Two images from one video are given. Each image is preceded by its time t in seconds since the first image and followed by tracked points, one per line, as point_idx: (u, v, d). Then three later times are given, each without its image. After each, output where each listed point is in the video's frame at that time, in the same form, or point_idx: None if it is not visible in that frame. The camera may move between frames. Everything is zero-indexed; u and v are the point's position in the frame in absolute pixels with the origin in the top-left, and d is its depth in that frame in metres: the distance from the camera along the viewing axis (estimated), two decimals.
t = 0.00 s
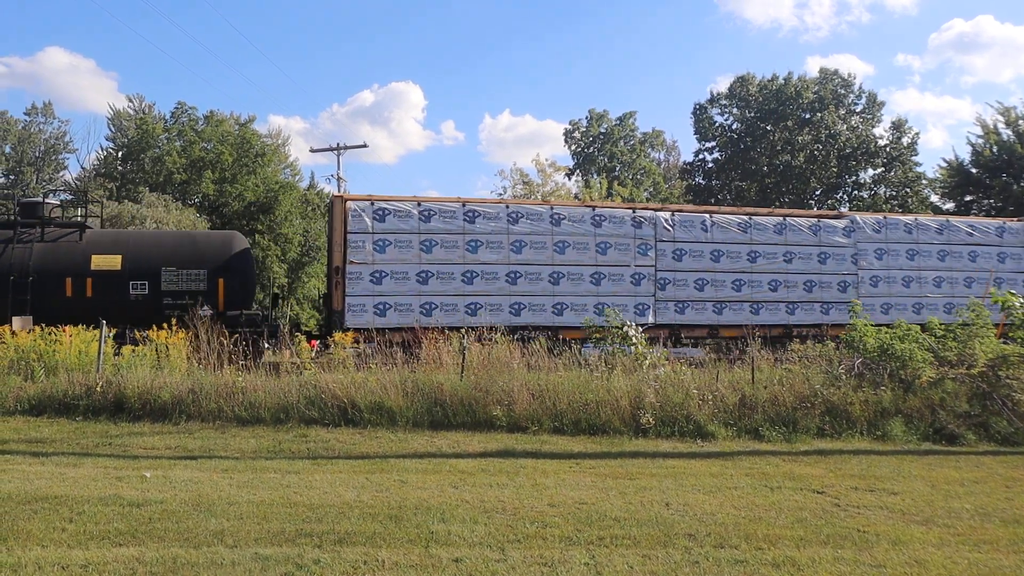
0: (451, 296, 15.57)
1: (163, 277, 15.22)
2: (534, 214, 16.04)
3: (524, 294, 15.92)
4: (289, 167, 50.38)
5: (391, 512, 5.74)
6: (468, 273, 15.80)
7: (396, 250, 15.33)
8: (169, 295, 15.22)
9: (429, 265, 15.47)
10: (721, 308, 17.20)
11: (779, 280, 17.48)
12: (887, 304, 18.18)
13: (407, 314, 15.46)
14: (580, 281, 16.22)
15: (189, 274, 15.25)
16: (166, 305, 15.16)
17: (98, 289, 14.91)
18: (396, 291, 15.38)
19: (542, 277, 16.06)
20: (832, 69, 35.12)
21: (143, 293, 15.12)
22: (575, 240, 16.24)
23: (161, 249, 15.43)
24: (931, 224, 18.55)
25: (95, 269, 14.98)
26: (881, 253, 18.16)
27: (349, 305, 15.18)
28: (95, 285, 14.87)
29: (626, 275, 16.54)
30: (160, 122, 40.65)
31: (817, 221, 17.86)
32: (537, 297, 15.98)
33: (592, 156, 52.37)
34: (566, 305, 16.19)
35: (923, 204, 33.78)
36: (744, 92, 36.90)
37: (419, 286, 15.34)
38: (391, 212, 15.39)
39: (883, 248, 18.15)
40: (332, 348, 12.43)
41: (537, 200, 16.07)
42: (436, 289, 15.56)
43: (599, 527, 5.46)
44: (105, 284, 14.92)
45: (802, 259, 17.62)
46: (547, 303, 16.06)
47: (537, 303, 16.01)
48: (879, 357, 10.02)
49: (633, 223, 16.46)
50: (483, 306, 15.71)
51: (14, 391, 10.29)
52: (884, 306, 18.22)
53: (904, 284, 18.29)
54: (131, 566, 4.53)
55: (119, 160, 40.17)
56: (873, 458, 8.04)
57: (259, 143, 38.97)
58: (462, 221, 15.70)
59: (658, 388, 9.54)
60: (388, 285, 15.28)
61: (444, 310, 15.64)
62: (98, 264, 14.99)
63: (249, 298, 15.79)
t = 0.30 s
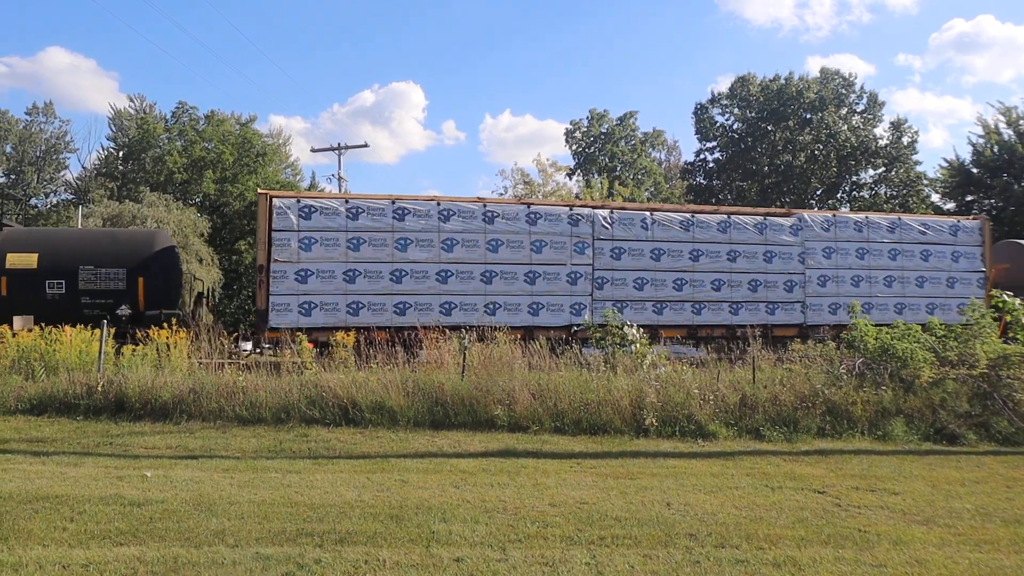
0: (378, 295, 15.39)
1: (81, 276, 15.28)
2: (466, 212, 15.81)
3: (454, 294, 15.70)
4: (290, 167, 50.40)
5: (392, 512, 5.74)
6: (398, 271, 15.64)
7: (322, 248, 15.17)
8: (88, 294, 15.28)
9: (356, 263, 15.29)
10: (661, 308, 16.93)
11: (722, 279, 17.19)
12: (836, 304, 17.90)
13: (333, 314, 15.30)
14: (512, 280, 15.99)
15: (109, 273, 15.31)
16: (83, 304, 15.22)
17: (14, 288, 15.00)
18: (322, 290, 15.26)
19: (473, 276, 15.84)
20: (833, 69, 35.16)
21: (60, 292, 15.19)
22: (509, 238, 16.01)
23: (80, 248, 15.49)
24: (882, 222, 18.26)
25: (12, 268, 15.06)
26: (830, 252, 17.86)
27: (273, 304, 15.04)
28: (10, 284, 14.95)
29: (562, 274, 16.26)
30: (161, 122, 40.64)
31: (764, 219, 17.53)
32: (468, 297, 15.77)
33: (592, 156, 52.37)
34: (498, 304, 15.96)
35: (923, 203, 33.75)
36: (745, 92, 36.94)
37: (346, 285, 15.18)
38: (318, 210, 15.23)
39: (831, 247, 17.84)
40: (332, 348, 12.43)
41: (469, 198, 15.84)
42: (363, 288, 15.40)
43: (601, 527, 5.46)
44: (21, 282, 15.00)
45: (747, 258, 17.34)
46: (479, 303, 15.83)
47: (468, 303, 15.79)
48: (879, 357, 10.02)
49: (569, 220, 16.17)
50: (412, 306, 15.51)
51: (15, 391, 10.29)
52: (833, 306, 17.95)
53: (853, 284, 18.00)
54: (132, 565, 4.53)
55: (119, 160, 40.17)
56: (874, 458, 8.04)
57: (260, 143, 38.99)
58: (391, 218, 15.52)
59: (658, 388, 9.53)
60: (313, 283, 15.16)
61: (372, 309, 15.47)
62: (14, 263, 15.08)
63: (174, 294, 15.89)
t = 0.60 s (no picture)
0: (303, 294, 15.12)
1: None
2: (395, 210, 15.56)
3: (382, 293, 15.43)
4: (291, 167, 50.46)
5: (394, 511, 5.74)
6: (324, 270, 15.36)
7: (245, 246, 14.91)
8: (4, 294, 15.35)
9: (280, 262, 15.04)
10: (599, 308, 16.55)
11: (663, 279, 16.82)
12: (781, 305, 17.47)
13: (256, 313, 15.02)
14: (443, 279, 15.71)
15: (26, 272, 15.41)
16: None
17: None
18: (246, 288, 14.98)
19: (403, 275, 15.56)
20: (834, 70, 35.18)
21: None
22: (440, 236, 15.74)
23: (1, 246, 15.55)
24: (832, 221, 17.82)
25: None
26: (776, 251, 17.43)
27: (194, 303, 14.76)
28: None
29: (495, 273, 15.97)
30: (163, 121, 40.68)
31: (708, 217, 17.18)
32: (396, 296, 15.47)
33: (593, 156, 52.41)
34: (428, 304, 15.66)
35: (925, 203, 33.70)
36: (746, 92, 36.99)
37: (269, 284, 14.91)
38: (242, 207, 14.98)
39: (778, 246, 17.42)
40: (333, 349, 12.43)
41: (398, 195, 15.59)
42: (288, 287, 15.14)
43: (603, 526, 5.46)
44: None
45: (690, 257, 16.99)
46: (407, 302, 15.55)
47: (396, 302, 15.51)
48: (882, 357, 10.02)
49: (503, 218, 15.87)
50: (337, 305, 15.23)
51: (16, 390, 10.30)
52: (780, 307, 17.53)
53: (801, 285, 17.59)
54: (134, 565, 4.53)
55: (121, 159, 40.19)
56: (876, 458, 8.04)
57: (261, 143, 39.01)
58: (318, 216, 15.28)
59: (660, 388, 9.53)
60: (236, 283, 14.88)
61: (297, 309, 15.19)
62: None
63: (95, 294, 15.93)
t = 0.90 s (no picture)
0: (227, 293, 14.95)
1: None
2: (323, 208, 15.40)
3: (308, 292, 15.23)
4: (294, 168, 50.52)
5: (396, 511, 5.75)
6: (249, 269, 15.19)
7: (167, 244, 14.80)
8: None
9: (203, 260, 14.90)
10: (534, 307, 16.23)
11: (602, 278, 16.53)
12: (725, 304, 17.17)
13: (179, 313, 14.86)
14: (371, 278, 15.50)
15: None
16: None
17: None
18: (168, 287, 14.83)
19: (330, 274, 15.37)
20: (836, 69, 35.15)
21: None
22: (368, 234, 15.53)
23: None
24: (779, 219, 17.57)
25: None
26: (720, 250, 17.17)
27: (115, 302, 14.64)
28: None
29: (426, 272, 15.73)
30: (166, 121, 40.72)
31: (649, 215, 16.88)
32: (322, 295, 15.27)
33: (596, 156, 52.41)
34: (356, 303, 15.46)
35: (928, 204, 33.61)
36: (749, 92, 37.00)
37: (191, 282, 14.77)
38: (165, 205, 14.88)
39: (722, 245, 17.15)
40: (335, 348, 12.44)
41: (326, 193, 15.43)
42: (211, 286, 14.96)
43: (605, 526, 5.46)
44: None
45: (630, 255, 16.71)
46: (334, 301, 15.35)
47: (322, 302, 15.31)
48: (885, 358, 10.04)
49: (434, 216, 15.64)
50: (262, 304, 15.05)
51: (19, 389, 10.32)
52: (724, 306, 17.23)
53: (747, 284, 17.30)
54: (136, 564, 4.54)
55: (124, 159, 40.19)
56: (878, 458, 8.04)
57: (264, 143, 39.05)
58: (243, 213, 15.13)
59: (662, 388, 9.53)
60: (157, 281, 14.74)
61: (221, 308, 15.01)
62: None
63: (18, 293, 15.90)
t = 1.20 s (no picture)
0: (148, 292, 14.84)
1: None
2: (247, 205, 15.26)
3: (231, 290, 15.09)
4: (296, 167, 50.59)
5: (398, 511, 5.75)
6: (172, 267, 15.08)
7: (87, 243, 14.73)
8: None
9: (123, 258, 14.82)
10: (466, 307, 16.07)
11: (536, 277, 16.28)
12: (666, 305, 16.83)
13: (99, 312, 14.77)
14: (297, 277, 15.35)
15: None
16: None
17: None
18: (87, 286, 14.75)
19: (254, 272, 15.23)
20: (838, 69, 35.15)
21: None
22: (294, 232, 15.39)
23: None
24: (724, 217, 17.20)
25: None
26: (661, 248, 16.85)
27: (33, 301, 14.58)
28: None
29: (354, 271, 15.57)
30: (168, 121, 40.77)
31: (587, 213, 16.63)
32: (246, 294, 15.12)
33: (598, 156, 52.44)
34: (281, 302, 15.31)
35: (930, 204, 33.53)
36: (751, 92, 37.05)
37: (110, 281, 14.68)
38: (85, 202, 14.81)
39: (663, 243, 16.84)
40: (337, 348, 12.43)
41: (251, 191, 15.31)
42: (132, 285, 14.86)
43: (606, 526, 5.46)
44: None
45: (566, 254, 16.44)
46: (259, 300, 15.20)
47: (245, 300, 15.17)
48: (887, 358, 10.03)
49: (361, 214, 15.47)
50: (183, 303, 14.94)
51: (22, 389, 10.34)
52: (665, 306, 16.90)
53: (689, 283, 16.98)
54: (138, 563, 4.55)
55: (126, 159, 40.17)
56: (880, 459, 8.05)
57: (266, 142, 39.10)
58: (166, 211, 15.03)
59: (664, 389, 9.52)
60: (76, 279, 14.67)
61: (142, 307, 14.91)
62: None
63: None
